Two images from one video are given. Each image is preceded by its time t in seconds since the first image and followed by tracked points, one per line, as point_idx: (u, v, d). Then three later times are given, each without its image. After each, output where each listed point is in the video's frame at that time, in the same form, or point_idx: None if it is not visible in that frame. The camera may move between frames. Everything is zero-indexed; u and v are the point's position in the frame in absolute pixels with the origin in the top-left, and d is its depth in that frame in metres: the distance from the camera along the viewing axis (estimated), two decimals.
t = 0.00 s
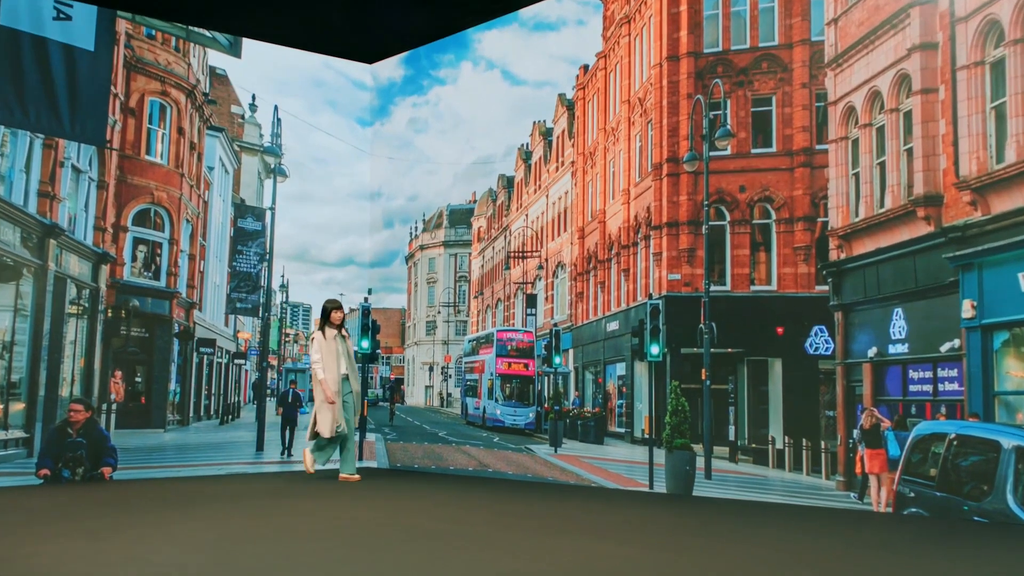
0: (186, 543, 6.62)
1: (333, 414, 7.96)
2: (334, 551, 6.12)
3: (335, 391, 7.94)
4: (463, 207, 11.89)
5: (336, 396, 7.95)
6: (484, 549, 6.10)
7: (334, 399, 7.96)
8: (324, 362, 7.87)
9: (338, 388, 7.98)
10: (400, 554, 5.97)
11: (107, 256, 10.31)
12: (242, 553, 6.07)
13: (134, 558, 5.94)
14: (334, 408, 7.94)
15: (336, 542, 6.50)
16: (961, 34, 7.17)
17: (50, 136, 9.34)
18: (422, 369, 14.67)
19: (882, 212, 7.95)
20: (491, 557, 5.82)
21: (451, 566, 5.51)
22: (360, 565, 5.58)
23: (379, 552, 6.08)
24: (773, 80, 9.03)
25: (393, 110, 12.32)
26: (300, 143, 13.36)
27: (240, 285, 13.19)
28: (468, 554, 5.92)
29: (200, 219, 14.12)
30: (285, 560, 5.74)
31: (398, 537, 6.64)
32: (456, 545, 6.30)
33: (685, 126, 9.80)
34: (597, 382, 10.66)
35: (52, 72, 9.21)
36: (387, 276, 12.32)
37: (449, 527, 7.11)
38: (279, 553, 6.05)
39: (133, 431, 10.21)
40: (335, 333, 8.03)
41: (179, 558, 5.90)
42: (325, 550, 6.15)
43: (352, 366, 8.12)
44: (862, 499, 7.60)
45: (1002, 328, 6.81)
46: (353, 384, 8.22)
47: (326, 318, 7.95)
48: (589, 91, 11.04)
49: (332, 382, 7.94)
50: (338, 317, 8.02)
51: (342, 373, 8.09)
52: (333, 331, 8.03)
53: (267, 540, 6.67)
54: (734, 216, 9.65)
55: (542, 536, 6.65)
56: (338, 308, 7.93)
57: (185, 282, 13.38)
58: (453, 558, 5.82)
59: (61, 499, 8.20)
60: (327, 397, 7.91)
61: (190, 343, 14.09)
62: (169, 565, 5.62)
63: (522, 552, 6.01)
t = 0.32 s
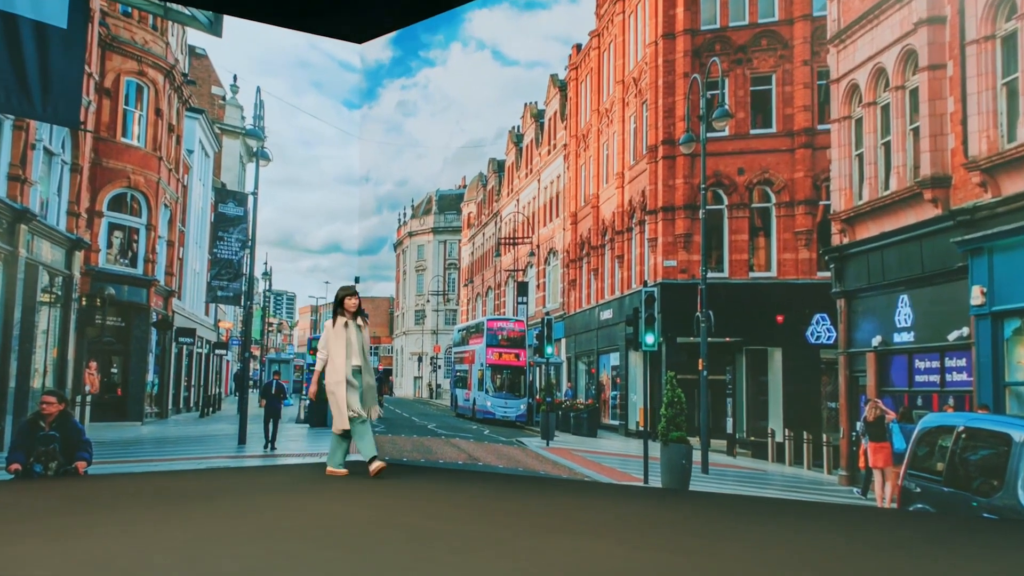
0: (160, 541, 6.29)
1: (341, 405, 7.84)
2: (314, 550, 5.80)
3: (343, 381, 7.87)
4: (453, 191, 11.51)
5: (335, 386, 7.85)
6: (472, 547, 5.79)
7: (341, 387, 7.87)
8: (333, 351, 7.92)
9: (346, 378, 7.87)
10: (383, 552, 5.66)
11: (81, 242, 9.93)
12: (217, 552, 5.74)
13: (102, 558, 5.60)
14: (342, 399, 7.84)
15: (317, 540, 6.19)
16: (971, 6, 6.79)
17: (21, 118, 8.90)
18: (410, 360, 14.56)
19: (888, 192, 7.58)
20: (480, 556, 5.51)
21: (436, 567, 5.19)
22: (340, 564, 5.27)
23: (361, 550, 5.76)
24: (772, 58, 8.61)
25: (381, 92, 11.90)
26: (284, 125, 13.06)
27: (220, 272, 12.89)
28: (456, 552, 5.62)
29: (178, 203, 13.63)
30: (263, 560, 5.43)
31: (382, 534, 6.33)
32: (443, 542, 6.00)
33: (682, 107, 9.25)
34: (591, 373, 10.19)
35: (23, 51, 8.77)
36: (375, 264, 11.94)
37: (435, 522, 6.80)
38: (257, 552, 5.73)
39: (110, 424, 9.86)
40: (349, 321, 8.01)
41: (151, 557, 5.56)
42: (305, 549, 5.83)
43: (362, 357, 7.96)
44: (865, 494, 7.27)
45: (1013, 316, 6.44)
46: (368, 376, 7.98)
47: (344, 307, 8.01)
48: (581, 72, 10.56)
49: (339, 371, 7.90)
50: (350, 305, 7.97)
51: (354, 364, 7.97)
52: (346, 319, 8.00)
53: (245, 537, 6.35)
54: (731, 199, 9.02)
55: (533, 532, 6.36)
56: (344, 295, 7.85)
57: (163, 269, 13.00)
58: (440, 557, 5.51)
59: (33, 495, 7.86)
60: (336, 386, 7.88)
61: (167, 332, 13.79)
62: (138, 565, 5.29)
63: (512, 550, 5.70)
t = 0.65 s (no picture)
0: (125, 543, 5.96)
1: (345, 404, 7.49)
2: (286, 554, 5.47)
3: (350, 378, 7.52)
4: (442, 181, 11.12)
5: (341, 381, 7.49)
6: (453, 552, 5.46)
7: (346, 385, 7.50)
8: (344, 346, 7.58)
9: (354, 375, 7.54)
10: (360, 557, 5.33)
11: (55, 232, 9.55)
12: (182, 556, 5.40)
13: (61, 562, 5.26)
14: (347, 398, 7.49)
15: (290, 543, 5.85)
16: None
17: None
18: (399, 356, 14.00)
19: (892, 178, 7.21)
20: (463, 561, 5.18)
21: (417, 573, 4.85)
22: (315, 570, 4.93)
23: (339, 555, 5.43)
24: (772, 39, 8.25)
25: (369, 80, 11.51)
26: (268, 111, 12.99)
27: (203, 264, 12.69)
28: (437, 555, 5.29)
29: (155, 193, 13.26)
30: (231, 564, 5.09)
31: (359, 537, 6.00)
32: (423, 546, 5.67)
33: (678, 91, 8.96)
34: (584, 368, 9.82)
35: None
36: (364, 256, 11.47)
37: (416, 524, 6.47)
38: (225, 556, 5.40)
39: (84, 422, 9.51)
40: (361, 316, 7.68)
41: (111, 560, 5.23)
42: (278, 553, 5.50)
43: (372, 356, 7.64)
44: (869, 494, 6.94)
45: None
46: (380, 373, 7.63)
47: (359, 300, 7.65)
48: (573, 55, 10.17)
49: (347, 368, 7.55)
50: (363, 299, 7.65)
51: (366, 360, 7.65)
52: (358, 314, 7.68)
53: (216, 539, 6.02)
54: (729, 186, 8.73)
55: (519, 536, 6.03)
56: (357, 288, 7.52)
57: (139, 261, 12.91)
58: (419, 562, 5.18)
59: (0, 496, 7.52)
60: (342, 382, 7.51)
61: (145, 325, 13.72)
62: (97, 570, 4.96)
63: (496, 555, 5.37)
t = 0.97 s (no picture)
0: (74, 550, 5.51)
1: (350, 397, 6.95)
2: (246, 562, 5.02)
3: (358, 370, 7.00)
4: (429, 172, 10.74)
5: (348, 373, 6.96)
6: (427, 559, 5.09)
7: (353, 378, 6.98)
8: (352, 335, 7.07)
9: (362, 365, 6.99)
10: (325, 566, 4.89)
11: (19, 223, 9.50)
12: (131, 563, 4.95)
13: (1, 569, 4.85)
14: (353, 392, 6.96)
15: (252, 550, 5.41)
16: None
17: None
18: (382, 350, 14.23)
19: (898, 166, 6.76)
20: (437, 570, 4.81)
21: None
22: None
23: (305, 562, 5.06)
24: (771, 20, 7.88)
25: (356, 68, 11.31)
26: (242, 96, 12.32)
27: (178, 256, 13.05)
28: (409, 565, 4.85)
29: (133, 181, 13.04)
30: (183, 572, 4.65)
31: (327, 545, 5.56)
32: (395, 555, 5.23)
33: (671, 75, 8.44)
34: (574, 365, 9.37)
35: None
36: (348, 250, 11.36)
37: (388, 531, 6.04)
38: (179, 564, 4.95)
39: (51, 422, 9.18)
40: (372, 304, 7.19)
41: (51, 567, 4.77)
42: (240, 560, 5.13)
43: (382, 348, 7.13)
44: (873, 501, 6.52)
45: None
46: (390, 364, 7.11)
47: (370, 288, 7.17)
48: (564, 40, 9.59)
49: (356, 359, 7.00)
50: (376, 286, 7.19)
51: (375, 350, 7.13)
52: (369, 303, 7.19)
53: (174, 546, 5.59)
54: (726, 174, 8.28)
55: (499, 545, 5.59)
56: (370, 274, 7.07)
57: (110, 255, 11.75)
58: (390, 572, 4.74)
59: None
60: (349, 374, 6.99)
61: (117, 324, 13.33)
62: None
63: (472, 566, 4.93)
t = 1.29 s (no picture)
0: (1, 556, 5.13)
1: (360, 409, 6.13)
2: (178, 572, 4.57)
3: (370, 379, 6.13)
4: (408, 163, 10.36)
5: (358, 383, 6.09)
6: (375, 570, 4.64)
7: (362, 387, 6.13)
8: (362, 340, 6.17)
9: (372, 372, 6.13)
10: None
11: None
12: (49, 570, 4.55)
13: None
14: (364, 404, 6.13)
15: (196, 561, 4.89)
16: None
17: None
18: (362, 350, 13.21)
19: (897, 152, 6.28)
20: None
21: None
22: None
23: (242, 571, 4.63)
24: None
25: (333, 56, 10.81)
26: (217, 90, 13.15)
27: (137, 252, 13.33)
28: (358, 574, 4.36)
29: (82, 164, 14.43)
30: None
31: (280, 555, 5.04)
32: (352, 566, 4.72)
33: (657, 59, 8.09)
34: (556, 366, 9.02)
35: None
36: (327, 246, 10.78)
37: (351, 541, 5.52)
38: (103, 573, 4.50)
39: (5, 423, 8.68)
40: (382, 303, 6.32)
41: None
42: (173, 567, 4.71)
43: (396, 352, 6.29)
44: (869, 509, 6.12)
45: None
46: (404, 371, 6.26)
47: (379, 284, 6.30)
48: (546, 23, 9.63)
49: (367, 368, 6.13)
50: (386, 285, 6.32)
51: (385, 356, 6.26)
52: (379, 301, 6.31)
53: (109, 552, 5.19)
54: (713, 163, 7.83)
55: (470, 555, 5.07)
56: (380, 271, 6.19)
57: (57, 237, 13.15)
58: None
59: None
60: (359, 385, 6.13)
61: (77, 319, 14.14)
62: None
63: None
